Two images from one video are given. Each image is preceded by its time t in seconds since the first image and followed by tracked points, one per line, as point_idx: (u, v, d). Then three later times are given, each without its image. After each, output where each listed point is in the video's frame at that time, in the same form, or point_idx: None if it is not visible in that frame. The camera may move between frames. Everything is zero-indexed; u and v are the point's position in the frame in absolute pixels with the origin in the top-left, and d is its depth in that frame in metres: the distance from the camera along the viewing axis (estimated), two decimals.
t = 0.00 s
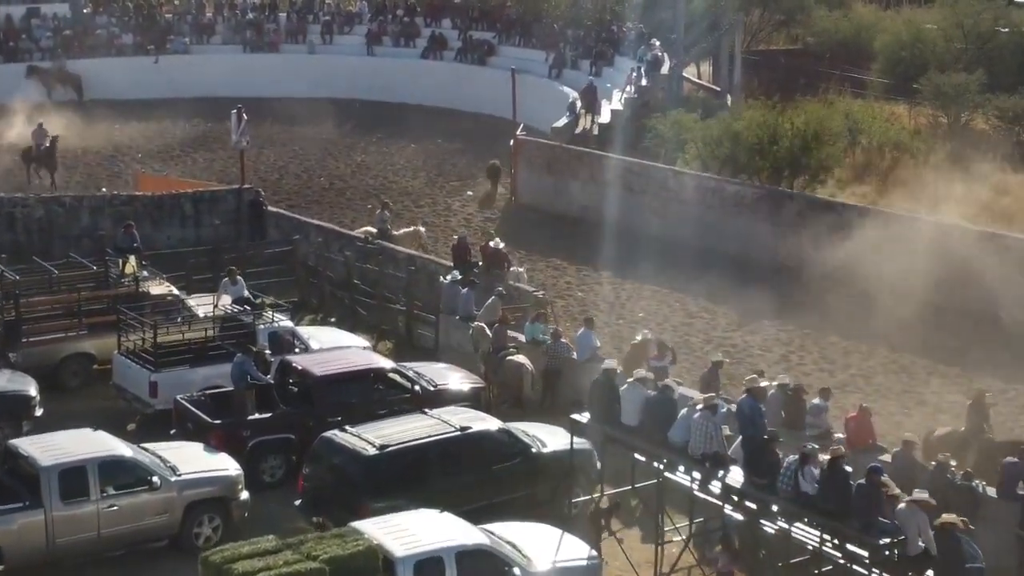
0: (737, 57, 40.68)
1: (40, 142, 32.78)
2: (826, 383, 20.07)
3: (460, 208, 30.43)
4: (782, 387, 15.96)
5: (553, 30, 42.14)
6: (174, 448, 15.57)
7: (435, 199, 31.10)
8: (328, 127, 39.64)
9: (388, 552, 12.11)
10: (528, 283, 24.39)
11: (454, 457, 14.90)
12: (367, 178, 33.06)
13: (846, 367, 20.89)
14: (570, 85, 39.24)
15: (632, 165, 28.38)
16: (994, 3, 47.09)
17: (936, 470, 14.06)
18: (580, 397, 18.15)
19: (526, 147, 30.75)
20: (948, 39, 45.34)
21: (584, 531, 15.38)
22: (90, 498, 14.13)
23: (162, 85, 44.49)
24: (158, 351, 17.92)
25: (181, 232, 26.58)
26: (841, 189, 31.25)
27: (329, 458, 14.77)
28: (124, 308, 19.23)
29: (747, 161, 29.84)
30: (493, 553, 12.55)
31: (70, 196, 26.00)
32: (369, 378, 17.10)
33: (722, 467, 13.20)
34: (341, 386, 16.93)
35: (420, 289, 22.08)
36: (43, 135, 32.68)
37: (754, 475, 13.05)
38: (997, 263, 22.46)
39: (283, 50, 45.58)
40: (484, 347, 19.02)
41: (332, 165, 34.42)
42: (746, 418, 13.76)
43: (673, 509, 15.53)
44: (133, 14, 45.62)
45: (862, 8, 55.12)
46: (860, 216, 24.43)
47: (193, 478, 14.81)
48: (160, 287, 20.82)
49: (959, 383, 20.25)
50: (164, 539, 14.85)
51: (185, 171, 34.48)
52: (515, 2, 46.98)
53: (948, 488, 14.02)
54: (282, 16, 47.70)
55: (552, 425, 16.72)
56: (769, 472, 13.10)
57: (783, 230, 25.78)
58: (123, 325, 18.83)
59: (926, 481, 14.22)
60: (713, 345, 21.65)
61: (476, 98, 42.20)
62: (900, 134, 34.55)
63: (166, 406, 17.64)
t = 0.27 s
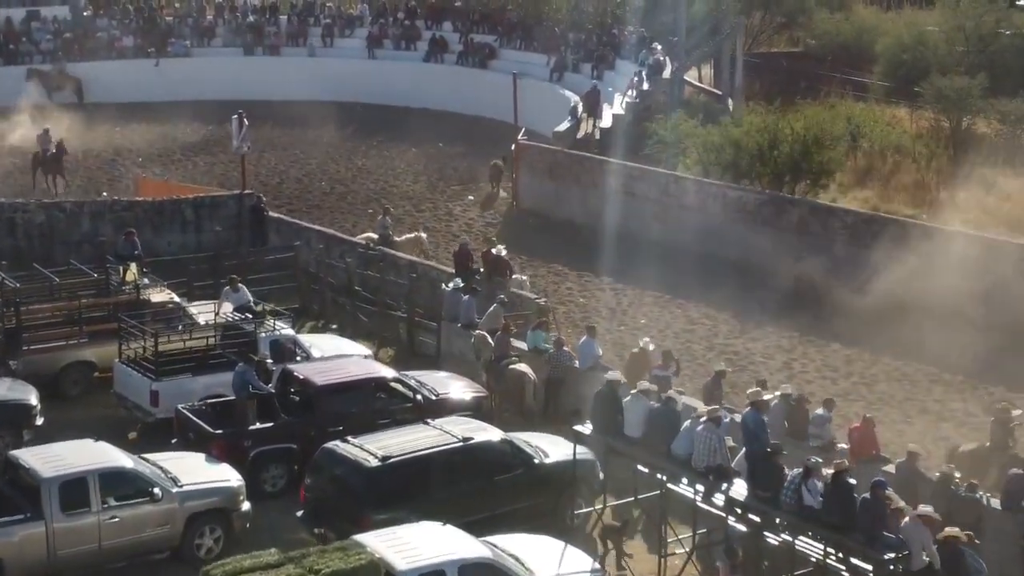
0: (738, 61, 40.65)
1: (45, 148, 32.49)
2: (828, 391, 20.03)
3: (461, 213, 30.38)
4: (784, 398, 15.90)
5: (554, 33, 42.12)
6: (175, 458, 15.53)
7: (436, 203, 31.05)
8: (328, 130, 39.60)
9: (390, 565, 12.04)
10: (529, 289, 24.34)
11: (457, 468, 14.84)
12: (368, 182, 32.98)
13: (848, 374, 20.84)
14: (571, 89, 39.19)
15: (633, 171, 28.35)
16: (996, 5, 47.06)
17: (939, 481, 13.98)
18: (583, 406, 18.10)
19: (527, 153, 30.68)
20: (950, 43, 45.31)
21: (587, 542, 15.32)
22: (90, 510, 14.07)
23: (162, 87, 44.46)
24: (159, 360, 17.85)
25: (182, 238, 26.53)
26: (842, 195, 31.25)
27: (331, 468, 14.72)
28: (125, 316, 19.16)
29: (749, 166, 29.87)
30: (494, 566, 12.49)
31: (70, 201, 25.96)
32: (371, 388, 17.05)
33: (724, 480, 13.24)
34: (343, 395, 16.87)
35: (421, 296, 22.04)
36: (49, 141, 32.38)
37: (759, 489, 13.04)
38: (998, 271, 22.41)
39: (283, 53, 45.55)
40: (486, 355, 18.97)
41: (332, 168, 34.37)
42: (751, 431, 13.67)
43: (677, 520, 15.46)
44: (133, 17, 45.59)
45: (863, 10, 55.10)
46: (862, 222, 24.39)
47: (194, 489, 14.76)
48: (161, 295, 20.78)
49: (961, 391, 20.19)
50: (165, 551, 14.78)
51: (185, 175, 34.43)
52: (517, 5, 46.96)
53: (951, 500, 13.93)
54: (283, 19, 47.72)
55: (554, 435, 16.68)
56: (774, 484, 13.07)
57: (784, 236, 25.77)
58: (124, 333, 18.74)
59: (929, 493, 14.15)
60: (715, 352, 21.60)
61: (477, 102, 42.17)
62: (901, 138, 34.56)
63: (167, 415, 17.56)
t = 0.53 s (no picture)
0: (740, 65, 40.64)
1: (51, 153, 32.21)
2: (831, 400, 20.00)
3: (463, 218, 30.36)
4: (787, 410, 15.87)
5: (555, 37, 42.11)
6: (178, 470, 15.52)
7: (438, 208, 31.02)
8: (329, 134, 39.57)
9: None
10: (531, 296, 24.30)
11: (460, 481, 14.81)
12: (369, 187, 32.95)
13: (851, 383, 20.80)
14: (573, 93, 39.14)
15: (636, 177, 28.32)
16: (997, 8, 47.01)
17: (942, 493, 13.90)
18: (586, 416, 18.06)
19: (529, 159, 30.74)
20: (952, 46, 45.28)
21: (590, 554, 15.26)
22: (93, 523, 14.05)
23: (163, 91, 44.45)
24: (161, 370, 17.86)
25: (184, 245, 26.51)
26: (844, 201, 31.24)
27: (334, 480, 14.70)
28: (128, 325, 19.17)
29: (751, 173, 29.90)
30: None
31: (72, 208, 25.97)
32: (373, 399, 17.02)
33: (730, 495, 13.21)
34: (345, 407, 16.84)
35: (423, 304, 21.99)
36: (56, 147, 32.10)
37: (763, 504, 13.12)
38: (1000, 281, 22.36)
39: (284, 56, 45.53)
40: (488, 365, 18.92)
41: (334, 174, 34.34)
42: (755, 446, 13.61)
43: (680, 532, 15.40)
44: (134, 21, 45.58)
45: (864, 13, 55.08)
46: (865, 230, 24.45)
47: (197, 502, 14.74)
48: (163, 304, 20.79)
49: (965, 401, 20.13)
50: (168, 564, 14.73)
51: (186, 180, 34.40)
52: (518, 9, 46.95)
53: (953, 512, 13.86)
54: (284, 23, 47.72)
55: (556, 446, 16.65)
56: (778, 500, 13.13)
57: (787, 243, 25.80)
58: (126, 342, 18.72)
59: (930, 505, 14.10)
60: (717, 361, 21.56)
61: (478, 106, 42.15)
62: (902, 143, 34.58)
63: (169, 426, 17.59)
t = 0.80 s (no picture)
0: (741, 69, 40.64)
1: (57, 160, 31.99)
2: (833, 408, 19.99)
3: (464, 223, 30.37)
4: (789, 419, 15.85)
5: (556, 41, 42.11)
6: (180, 480, 15.52)
7: (438, 213, 31.02)
8: (330, 138, 39.57)
9: None
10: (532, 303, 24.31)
11: (464, 492, 14.61)
12: (371, 192, 32.94)
13: (853, 391, 20.78)
14: (573, 97, 39.13)
15: (637, 183, 28.31)
16: (998, 11, 47.00)
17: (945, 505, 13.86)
18: (587, 425, 18.06)
19: (530, 164, 30.78)
20: (953, 50, 45.27)
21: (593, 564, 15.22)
22: (95, 534, 14.03)
23: (164, 94, 44.47)
24: (163, 379, 17.88)
25: (185, 251, 26.51)
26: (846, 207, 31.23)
27: (337, 491, 14.45)
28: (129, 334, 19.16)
29: (754, 179, 29.86)
30: None
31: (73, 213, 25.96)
32: (375, 408, 16.98)
33: (733, 508, 13.26)
34: (347, 417, 16.79)
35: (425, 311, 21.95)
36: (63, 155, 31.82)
37: (765, 518, 13.12)
38: (1003, 289, 22.39)
39: (285, 59, 45.53)
40: (490, 374, 18.90)
41: (334, 178, 34.32)
42: (757, 460, 13.76)
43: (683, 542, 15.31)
44: (135, 24, 45.60)
45: (865, 16, 55.08)
46: (867, 236, 24.42)
47: (199, 513, 14.73)
48: (165, 312, 20.80)
49: (968, 410, 20.09)
50: None
51: (187, 183, 34.39)
52: (519, 12, 46.96)
53: (957, 524, 13.83)
54: (285, 27, 47.75)
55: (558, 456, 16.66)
56: (780, 514, 13.16)
57: (788, 250, 25.79)
58: (127, 351, 18.68)
59: (934, 517, 14.08)
60: (719, 368, 21.56)
61: (478, 109, 42.14)
62: (903, 148, 34.57)
63: (171, 435, 17.58)
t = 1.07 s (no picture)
0: (742, 72, 40.62)
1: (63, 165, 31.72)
2: (834, 413, 19.96)
3: (464, 227, 30.35)
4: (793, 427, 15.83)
5: (557, 44, 42.12)
6: (181, 488, 15.48)
7: (439, 217, 31.01)
8: (331, 141, 39.53)
9: None
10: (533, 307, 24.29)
11: (466, 499, 14.54)
12: (371, 195, 32.91)
13: (855, 396, 20.74)
14: (573, 101, 39.11)
15: (638, 187, 28.26)
16: (999, 14, 46.96)
17: (948, 514, 13.79)
18: (588, 431, 18.01)
19: (531, 167, 30.74)
20: (954, 52, 45.23)
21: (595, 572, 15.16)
22: (97, 541, 13.99)
23: (164, 97, 44.44)
24: (163, 385, 17.87)
25: (186, 255, 26.50)
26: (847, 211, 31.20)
27: (339, 499, 14.38)
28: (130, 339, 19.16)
29: (755, 183, 29.81)
30: None
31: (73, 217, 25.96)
32: (376, 415, 16.89)
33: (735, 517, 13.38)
34: (348, 423, 16.72)
35: (427, 317, 22.00)
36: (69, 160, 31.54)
37: (768, 528, 13.13)
38: (1005, 293, 22.38)
39: (285, 62, 45.51)
40: (492, 380, 18.87)
41: (335, 181, 34.28)
42: (761, 468, 13.81)
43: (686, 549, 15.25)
44: (136, 27, 45.58)
45: (865, 19, 55.04)
46: (868, 241, 24.37)
47: (200, 520, 14.71)
48: (166, 317, 20.79)
49: (970, 415, 20.04)
50: None
51: (188, 186, 34.35)
52: (519, 16, 46.97)
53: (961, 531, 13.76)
54: (286, 30, 47.74)
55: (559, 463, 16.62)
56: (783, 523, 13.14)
57: (790, 254, 25.76)
58: (128, 356, 18.64)
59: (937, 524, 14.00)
60: (720, 374, 21.54)
61: (479, 112, 42.11)
62: (904, 151, 34.54)
63: (172, 441, 17.47)
